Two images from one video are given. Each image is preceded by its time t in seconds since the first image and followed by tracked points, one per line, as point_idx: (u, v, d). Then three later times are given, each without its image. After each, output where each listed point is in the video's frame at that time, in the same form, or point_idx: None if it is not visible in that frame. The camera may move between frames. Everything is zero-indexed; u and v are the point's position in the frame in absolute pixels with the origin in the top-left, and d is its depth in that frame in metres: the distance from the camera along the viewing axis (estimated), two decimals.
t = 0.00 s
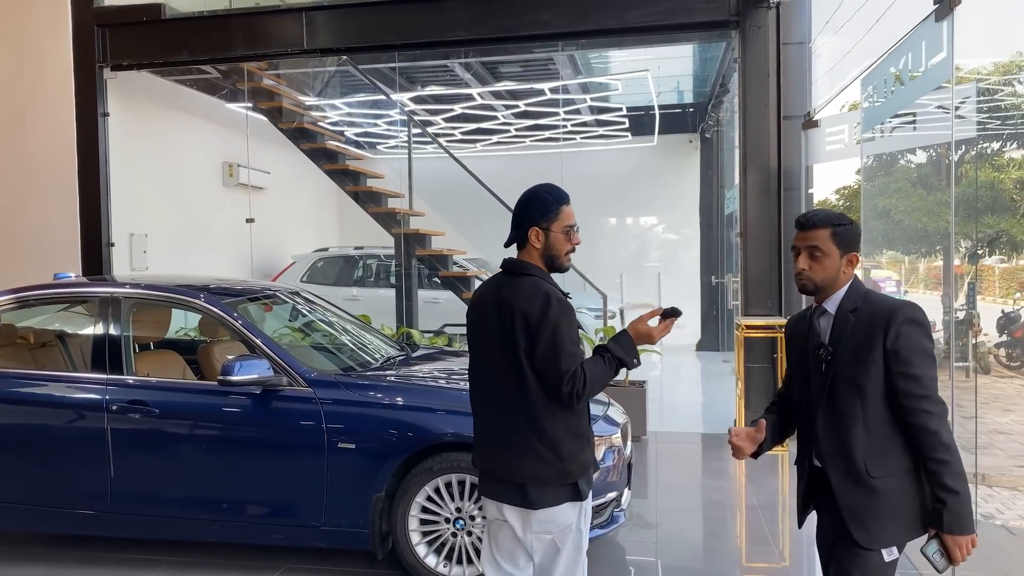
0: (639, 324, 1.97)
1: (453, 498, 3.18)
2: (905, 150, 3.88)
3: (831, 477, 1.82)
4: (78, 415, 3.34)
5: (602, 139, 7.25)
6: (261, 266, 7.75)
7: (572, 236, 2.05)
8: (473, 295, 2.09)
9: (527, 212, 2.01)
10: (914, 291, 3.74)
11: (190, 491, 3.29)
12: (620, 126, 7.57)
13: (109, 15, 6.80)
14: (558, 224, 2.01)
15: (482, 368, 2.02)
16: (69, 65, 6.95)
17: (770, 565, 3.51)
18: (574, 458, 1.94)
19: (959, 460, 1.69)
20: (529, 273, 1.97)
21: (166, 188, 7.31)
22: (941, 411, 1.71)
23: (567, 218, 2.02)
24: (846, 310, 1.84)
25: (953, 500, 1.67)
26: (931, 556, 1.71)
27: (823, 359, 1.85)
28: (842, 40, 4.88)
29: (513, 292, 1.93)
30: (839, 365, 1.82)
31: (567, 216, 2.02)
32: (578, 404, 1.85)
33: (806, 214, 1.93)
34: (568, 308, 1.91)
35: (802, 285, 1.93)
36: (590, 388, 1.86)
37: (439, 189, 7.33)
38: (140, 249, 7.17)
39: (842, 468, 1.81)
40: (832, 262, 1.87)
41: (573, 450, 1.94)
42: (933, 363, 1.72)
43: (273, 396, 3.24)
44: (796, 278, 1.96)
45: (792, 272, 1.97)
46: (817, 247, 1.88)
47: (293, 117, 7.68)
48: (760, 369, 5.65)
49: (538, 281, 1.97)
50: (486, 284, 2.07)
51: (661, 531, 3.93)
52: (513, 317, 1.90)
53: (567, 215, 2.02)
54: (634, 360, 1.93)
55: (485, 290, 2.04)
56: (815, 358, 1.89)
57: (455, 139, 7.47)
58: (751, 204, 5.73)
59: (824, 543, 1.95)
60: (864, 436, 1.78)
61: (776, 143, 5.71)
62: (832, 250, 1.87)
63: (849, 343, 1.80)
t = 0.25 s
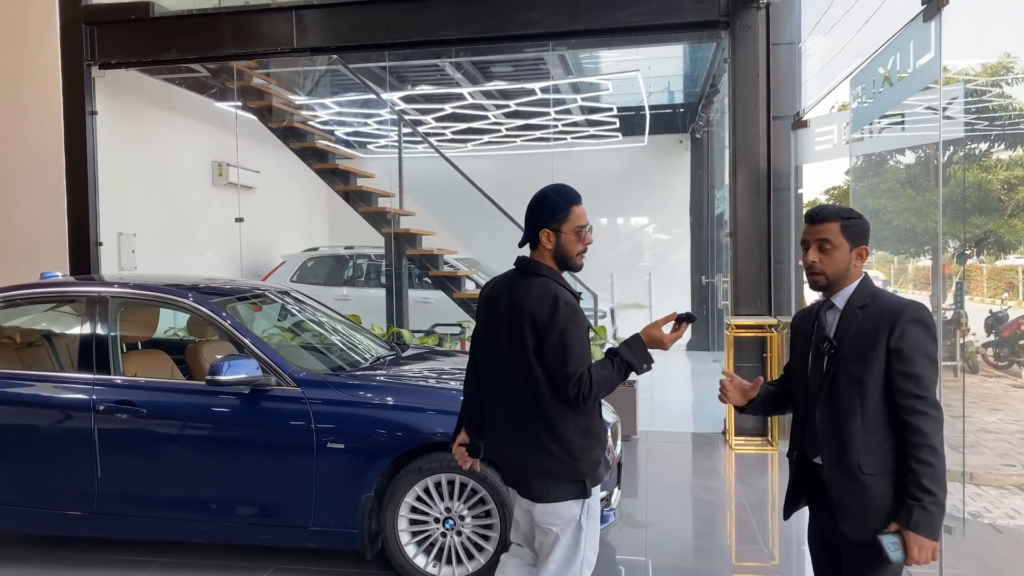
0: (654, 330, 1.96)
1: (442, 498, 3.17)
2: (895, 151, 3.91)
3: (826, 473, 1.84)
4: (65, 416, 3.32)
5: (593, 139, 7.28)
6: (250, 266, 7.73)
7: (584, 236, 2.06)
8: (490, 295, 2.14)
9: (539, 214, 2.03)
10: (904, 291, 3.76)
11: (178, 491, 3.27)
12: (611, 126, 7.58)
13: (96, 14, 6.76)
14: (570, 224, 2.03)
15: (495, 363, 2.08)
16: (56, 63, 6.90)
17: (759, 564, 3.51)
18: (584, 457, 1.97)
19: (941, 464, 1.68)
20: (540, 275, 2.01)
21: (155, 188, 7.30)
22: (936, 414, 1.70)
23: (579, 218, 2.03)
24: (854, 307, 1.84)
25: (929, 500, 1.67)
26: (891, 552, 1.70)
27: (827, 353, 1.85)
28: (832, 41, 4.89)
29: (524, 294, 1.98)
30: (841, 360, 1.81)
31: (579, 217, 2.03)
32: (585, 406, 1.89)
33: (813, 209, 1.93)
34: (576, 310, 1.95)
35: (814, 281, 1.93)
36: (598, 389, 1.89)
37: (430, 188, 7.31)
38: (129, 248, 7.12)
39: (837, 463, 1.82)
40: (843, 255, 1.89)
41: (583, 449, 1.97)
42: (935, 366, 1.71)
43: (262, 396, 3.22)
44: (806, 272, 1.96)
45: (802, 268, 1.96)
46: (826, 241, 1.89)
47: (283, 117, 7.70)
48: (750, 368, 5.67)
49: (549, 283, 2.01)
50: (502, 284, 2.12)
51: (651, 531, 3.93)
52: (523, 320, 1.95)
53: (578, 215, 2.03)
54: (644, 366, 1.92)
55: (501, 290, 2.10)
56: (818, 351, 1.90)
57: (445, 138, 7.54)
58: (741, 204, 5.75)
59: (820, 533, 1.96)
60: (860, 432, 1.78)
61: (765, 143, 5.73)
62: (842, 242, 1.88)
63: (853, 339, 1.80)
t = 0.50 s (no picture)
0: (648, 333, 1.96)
1: (431, 498, 3.17)
2: (883, 151, 3.94)
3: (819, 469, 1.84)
4: (52, 416, 3.30)
5: (583, 139, 7.29)
6: (239, 266, 7.83)
7: (584, 235, 2.07)
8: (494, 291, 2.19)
9: (537, 215, 2.05)
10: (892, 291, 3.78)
11: (166, 492, 3.26)
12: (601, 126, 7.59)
13: (84, 12, 6.72)
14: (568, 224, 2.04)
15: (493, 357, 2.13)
16: (43, 61, 6.85)
17: (747, 563, 3.53)
18: (569, 457, 1.98)
19: (912, 446, 1.65)
20: (540, 276, 2.05)
21: (144, 187, 7.35)
22: (926, 411, 1.69)
23: (577, 218, 2.04)
24: (852, 307, 1.82)
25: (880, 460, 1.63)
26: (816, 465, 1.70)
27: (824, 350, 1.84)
28: (821, 42, 4.91)
29: (516, 292, 2.02)
30: (838, 359, 1.80)
31: (577, 217, 2.04)
32: (572, 405, 1.89)
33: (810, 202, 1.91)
34: (564, 310, 1.96)
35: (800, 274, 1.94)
36: (583, 389, 1.89)
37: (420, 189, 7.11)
38: (116, 248, 7.10)
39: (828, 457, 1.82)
40: (822, 254, 1.87)
41: (568, 449, 1.98)
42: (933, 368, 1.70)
43: (250, 397, 3.21)
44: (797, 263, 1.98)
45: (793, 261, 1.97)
46: (811, 238, 1.89)
47: (272, 116, 7.60)
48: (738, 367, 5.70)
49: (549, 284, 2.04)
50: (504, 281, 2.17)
51: (640, 530, 3.94)
52: (512, 317, 1.99)
53: (577, 214, 2.04)
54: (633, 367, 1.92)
55: (499, 289, 2.14)
56: (816, 350, 1.89)
57: (435, 138, 7.44)
58: (729, 204, 5.77)
59: (812, 531, 1.96)
60: (854, 432, 1.77)
61: (754, 144, 5.76)
62: (824, 241, 1.86)
63: (852, 338, 1.79)
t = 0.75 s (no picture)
0: (635, 331, 1.96)
1: (418, 498, 3.17)
2: (870, 152, 3.97)
3: (808, 472, 1.84)
4: (36, 418, 3.27)
5: (571, 139, 7.29)
6: (225, 265, 7.72)
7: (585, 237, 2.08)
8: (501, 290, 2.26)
9: (538, 216, 2.07)
10: (877, 291, 3.81)
11: (151, 493, 3.24)
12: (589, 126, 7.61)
13: (68, 10, 6.67)
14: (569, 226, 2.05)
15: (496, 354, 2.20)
16: (26, 59, 6.80)
17: (734, 562, 3.54)
18: (550, 456, 2.01)
19: (903, 393, 1.64)
20: (537, 277, 2.08)
21: (127, 186, 7.31)
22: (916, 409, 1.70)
23: (577, 220, 2.06)
24: (840, 307, 1.83)
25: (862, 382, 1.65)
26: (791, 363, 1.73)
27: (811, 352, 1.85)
28: (807, 43, 4.94)
29: (510, 292, 2.07)
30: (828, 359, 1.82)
31: (576, 218, 2.05)
32: (554, 402, 1.91)
33: (806, 202, 1.88)
34: (550, 310, 2.00)
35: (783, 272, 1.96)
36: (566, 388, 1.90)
37: (407, 189, 7.13)
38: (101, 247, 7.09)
39: (817, 457, 1.82)
40: (804, 260, 1.87)
41: (551, 448, 2.01)
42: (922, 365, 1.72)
43: (236, 397, 3.20)
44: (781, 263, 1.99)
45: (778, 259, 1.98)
46: (796, 241, 1.89)
47: (259, 115, 7.53)
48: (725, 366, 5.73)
49: (544, 285, 2.07)
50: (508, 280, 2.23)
51: (627, 530, 3.95)
52: (503, 315, 2.05)
53: (577, 216, 2.06)
54: (620, 367, 1.93)
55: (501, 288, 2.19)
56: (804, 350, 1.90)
57: (423, 138, 7.41)
58: (716, 204, 5.79)
59: (801, 534, 1.97)
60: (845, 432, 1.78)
61: (741, 145, 5.78)
62: (808, 249, 1.86)
63: (841, 339, 1.80)
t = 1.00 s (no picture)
0: (623, 333, 1.94)
1: (405, 500, 3.16)
2: (854, 153, 4.00)
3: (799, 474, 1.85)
4: (19, 420, 3.24)
5: (559, 140, 7.30)
6: (211, 265, 7.57)
7: (585, 238, 2.07)
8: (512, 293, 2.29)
9: (537, 217, 2.07)
10: (862, 291, 3.84)
11: (136, 495, 3.22)
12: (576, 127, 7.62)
13: (51, 7, 6.61)
14: (570, 227, 2.05)
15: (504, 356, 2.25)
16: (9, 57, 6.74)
17: (720, 561, 3.56)
18: (542, 457, 2.01)
19: (884, 422, 1.66)
20: (536, 280, 2.09)
21: (111, 186, 7.19)
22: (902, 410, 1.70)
23: (576, 220, 2.05)
24: (828, 308, 1.84)
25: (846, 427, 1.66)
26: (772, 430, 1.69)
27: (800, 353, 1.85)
28: (793, 44, 4.96)
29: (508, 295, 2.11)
30: (815, 360, 1.82)
31: (575, 220, 2.04)
32: (542, 402, 1.93)
33: (787, 205, 1.90)
34: (541, 311, 2.01)
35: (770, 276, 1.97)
36: (551, 389, 1.91)
37: (394, 188, 7.16)
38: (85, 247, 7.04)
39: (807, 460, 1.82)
40: (788, 262, 1.89)
41: (542, 449, 2.02)
42: (906, 365, 1.73)
43: (221, 398, 3.18)
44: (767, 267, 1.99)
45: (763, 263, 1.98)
46: (780, 244, 1.90)
47: (245, 115, 7.54)
48: (711, 366, 5.75)
49: (542, 288, 2.08)
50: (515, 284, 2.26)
51: (614, 529, 3.96)
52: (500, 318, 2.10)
53: (576, 216, 2.05)
54: (607, 369, 1.92)
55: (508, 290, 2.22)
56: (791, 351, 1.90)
57: (411, 138, 7.37)
58: (702, 204, 5.82)
59: (788, 535, 1.97)
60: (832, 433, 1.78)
61: (727, 145, 5.81)
62: (792, 250, 1.87)
63: (828, 339, 1.80)
